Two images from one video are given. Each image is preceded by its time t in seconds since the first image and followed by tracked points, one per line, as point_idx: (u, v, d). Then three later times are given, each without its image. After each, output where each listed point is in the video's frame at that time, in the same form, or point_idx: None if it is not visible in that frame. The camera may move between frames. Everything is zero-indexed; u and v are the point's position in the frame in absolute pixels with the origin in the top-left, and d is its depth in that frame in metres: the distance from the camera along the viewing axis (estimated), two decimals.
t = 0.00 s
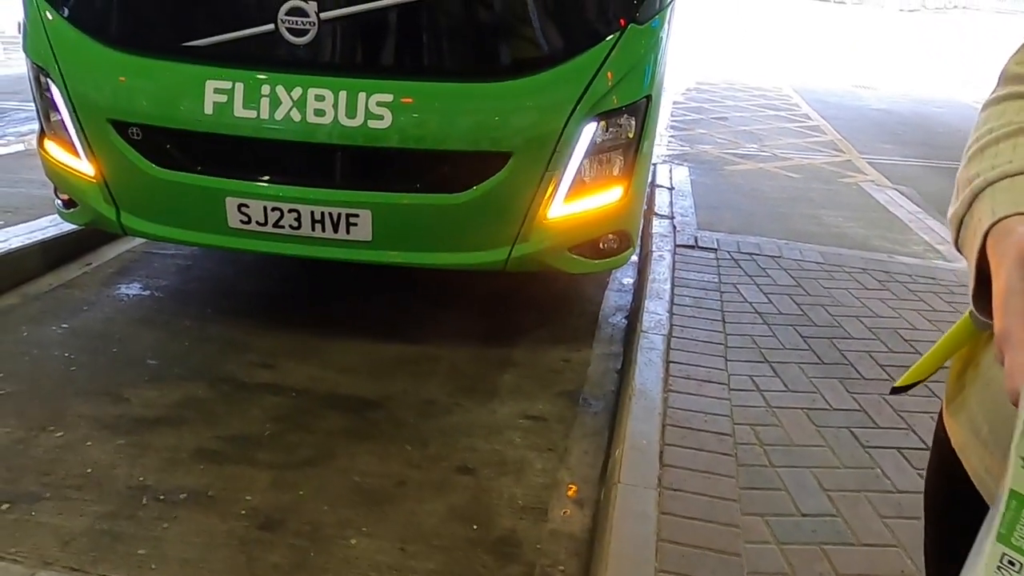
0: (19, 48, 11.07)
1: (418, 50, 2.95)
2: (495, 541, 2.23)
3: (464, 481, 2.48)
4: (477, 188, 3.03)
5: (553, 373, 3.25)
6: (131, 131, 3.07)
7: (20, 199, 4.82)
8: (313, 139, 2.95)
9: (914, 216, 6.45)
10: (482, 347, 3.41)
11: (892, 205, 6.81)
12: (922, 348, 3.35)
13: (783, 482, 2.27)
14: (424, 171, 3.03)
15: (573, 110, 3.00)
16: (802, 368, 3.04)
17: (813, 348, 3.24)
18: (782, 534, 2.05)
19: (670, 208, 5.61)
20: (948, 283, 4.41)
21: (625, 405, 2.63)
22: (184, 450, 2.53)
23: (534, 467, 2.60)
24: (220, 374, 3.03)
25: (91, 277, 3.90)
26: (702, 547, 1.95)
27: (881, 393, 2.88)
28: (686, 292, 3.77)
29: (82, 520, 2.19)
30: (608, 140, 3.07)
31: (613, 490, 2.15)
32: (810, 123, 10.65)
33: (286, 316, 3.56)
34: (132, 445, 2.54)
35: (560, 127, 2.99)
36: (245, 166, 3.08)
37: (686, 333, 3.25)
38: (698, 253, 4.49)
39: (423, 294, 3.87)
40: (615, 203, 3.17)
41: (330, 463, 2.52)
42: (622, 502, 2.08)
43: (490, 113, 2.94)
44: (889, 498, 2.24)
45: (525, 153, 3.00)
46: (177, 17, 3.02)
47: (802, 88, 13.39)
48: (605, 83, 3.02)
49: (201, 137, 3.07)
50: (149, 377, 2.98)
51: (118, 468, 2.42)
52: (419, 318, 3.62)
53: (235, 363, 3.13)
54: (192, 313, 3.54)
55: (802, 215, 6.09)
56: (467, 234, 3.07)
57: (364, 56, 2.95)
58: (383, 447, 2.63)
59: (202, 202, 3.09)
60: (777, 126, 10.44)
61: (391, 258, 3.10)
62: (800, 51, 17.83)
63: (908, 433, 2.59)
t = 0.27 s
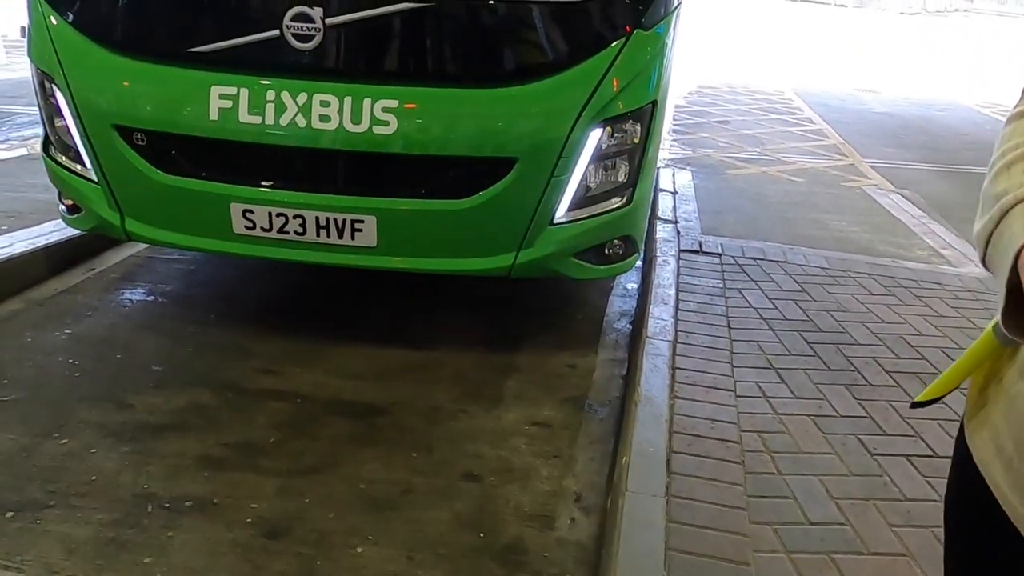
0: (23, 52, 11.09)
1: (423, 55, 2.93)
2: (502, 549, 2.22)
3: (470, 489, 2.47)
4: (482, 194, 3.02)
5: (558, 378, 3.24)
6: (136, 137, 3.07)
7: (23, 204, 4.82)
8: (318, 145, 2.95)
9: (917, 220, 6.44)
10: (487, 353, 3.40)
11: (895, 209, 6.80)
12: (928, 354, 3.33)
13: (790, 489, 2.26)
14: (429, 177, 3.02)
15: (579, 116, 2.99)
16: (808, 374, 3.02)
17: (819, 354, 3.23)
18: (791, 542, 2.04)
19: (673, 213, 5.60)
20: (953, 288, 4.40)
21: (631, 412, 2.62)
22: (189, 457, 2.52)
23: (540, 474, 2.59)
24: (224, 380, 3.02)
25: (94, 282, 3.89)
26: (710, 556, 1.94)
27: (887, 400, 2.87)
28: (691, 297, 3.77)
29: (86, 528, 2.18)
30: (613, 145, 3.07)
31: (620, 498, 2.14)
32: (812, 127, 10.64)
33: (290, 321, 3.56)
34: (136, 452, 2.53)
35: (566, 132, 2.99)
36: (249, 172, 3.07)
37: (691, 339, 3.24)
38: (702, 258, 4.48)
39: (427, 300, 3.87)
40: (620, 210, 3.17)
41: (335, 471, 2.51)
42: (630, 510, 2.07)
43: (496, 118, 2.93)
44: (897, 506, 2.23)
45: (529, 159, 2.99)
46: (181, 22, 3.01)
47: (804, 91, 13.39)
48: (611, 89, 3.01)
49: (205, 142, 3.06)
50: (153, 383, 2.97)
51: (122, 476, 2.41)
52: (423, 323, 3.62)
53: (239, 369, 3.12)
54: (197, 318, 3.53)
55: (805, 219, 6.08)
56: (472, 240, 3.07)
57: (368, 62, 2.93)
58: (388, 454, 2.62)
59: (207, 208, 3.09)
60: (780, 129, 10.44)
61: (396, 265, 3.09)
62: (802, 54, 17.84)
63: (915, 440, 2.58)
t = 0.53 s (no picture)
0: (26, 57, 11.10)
1: (428, 61, 2.92)
2: (509, 558, 2.21)
3: (477, 497, 2.46)
4: (487, 201, 3.01)
5: (564, 385, 3.23)
6: (141, 143, 3.07)
7: (27, 209, 4.82)
8: (323, 152, 2.94)
9: (922, 225, 6.43)
10: (492, 360, 3.39)
11: (899, 214, 6.78)
12: (935, 360, 3.32)
13: (799, 498, 2.25)
14: (434, 183, 3.01)
15: (585, 122, 2.98)
16: (815, 381, 3.01)
17: (826, 360, 3.21)
18: (800, 552, 2.03)
19: (677, 218, 5.60)
20: (959, 293, 4.39)
21: (638, 419, 2.62)
22: (194, 465, 2.51)
23: (546, 482, 2.58)
24: (229, 387, 3.02)
25: (99, 288, 3.89)
26: (720, 565, 1.93)
27: (895, 407, 2.86)
28: (696, 303, 3.76)
29: (92, 537, 2.17)
30: (619, 152, 3.07)
31: (628, 507, 2.13)
32: (815, 131, 10.63)
33: (295, 327, 3.55)
34: (142, 460, 2.52)
35: (572, 139, 2.98)
36: (254, 178, 3.07)
37: (697, 345, 3.22)
38: (707, 263, 4.47)
39: (432, 305, 3.86)
40: (625, 216, 3.17)
41: (341, 479, 2.50)
42: (638, 518, 2.06)
43: (502, 124, 2.93)
44: (906, 515, 2.22)
45: (535, 165, 2.99)
46: (186, 28, 3.00)
47: (806, 95, 13.39)
48: (617, 95, 3.01)
49: (209, 148, 3.06)
50: (158, 390, 2.97)
51: (128, 484, 2.40)
52: (427, 329, 3.61)
53: (244, 376, 3.11)
54: (201, 324, 3.52)
55: (810, 225, 6.06)
56: (477, 246, 3.06)
57: (373, 68, 2.92)
58: (394, 461, 2.61)
59: (212, 214, 3.08)
60: (782, 133, 10.43)
61: (401, 271, 3.09)
62: (805, 58, 17.83)
63: (923, 448, 2.57)
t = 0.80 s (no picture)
0: (30, 63, 11.12)
1: (433, 68, 2.91)
2: (516, 567, 2.20)
3: (483, 504, 2.45)
4: (492, 207, 3.01)
5: (569, 392, 3.22)
6: (146, 150, 3.07)
7: (31, 216, 4.82)
8: (329, 160, 2.94)
9: (925, 230, 6.42)
10: (497, 366, 3.39)
11: (903, 218, 6.78)
12: (941, 366, 3.31)
13: (807, 506, 2.24)
14: (438, 190, 3.01)
15: (590, 129, 2.98)
16: (821, 388, 3.00)
17: (832, 367, 3.20)
18: (808, 560, 2.03)
19: (680, 223, 5.59)
20: (964, 299, 4.37)
21: (644, 426, 2.61)
22: (200, 473, 2.51)
23: (552, 490, 2.57)
24: (234, 394, 3.01)
25: (103, 294, 3.89)
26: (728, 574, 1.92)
27: (902, 413, 2.85)
28: (701, 309, 3.75)
29: (98, 545, 2.17)
30: (624, 158, 3.07)
31: (635, 515, 2.12)
32: (818, 135, 10.63)
33: (299, 334, 3.55)
34: (147, 467, 2.52)
35: (577, 145, 2.98)
36: (259, 184, 3.07)
37: (702, 352, 3.22)
38: (711, 269, 4.46)
39: (436, 311, 3.86)
40: (631, 222, 3.17)
41: (347, 486, 2.50)
42: (645, 526, 2.06)
43: (507, 131, 2.92)
44: (915, 523, 2.21)
45: (540, 171, 2.98)
46: (190, 35, 2.99)
47: (808, 99, 13.38)
48: (622, 102, 3.01)
49: (213, 155, 3.05)
50: (163, 397, 2.96)
51: (133, 492, 2.40)
52: (432, 335, 3.61)
53: (249, 382, 3.11)
54: (206, 331, 3.52)
55: (813, 229, 6.06)
56: (482, 253, 3.06)
57: (377, 75, 2.92)
58: (400, 469, 2.60)
59: (218, 220, 3.08)
60: (785, 138, 10.43)
61: (406, 278, 3.08)
62: (807, 62, 17.83)
63: (931, 455, 2.56)
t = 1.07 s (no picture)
0: (33, 68, 11.14)
1: (438, 75, 2.91)
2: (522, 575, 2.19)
3: (489, 512, 2.45)
4: (497, 214, 3.01)
5: (573, 398, 3.22)
6: (151, 158, 3.07)
7: (35, 221, 4.82)
8: (334, 167, 2.94)
9: (929, 235, 6.41)
10: (502, 373, 3.38)
11: (906, 223, 6.77)
12: (946, 373, 3.30)
13: (813, 514, 2.24)
14: (443, 197, 3.01)
15: (595, 135, 2.98)
16: (827, 394, 3.00)
17: (837, 373, 3.20)
18: (816, 569, 2.02)
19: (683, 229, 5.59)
20: (969, 304, 4.37)
21: (649, 433, 2.60)
22: (205, 480, 2.51)
23: (558, 497, 2.56)
24: (238, 401, 3.01)
25: (107, 301, 3.89)
26: None
27: (908, 420, 2.84)
28: (705, 315, 3.75)
29: (104, 553, 2.16)
30: (629, 164, 3.06)
31: (642, 523, 2.12)
32: (820, 140, 10.63)
33: (303, 340, 3.54)
34: (152, 475, 2.52)
35: (582, 152, 2.98)
36: (263, 191, 3.07)
37: (708, 358, 3.21)
38: (715, 274, 4.46)
39: (440, 318, 3.85)
40: (635, 228, 3.16)
41: (352, 494, 2.49)
42: (652, 534, 2.05)
43: (512, 138, 2.92)
44: (922, 531, 2.21)
45: (544, 178, 2.98)
46: (195, 43, 2.98)
47: (810, 104, 13.38)
48: (627, 108, 3.01)
49: (218, 162, 3.05)
50: (168, 404, 2.96)
51: (138, 499, 2.39)
52: (436, 342, 3.60)
53: (253, 389, 3.10)
54: (210, 337, 3.52)
55: (817, 235, 6.05)
56: (487, 259, 3.06)
57: (381, 82, 2.91)
58: (405, 476, 2.60)
59: (223, 227, 3.09)
60: (787, 142, 10.42)
61: (411, 284, 3.08)
62: (808, 67, 17.83)
63: (938, 462, 2.55)
